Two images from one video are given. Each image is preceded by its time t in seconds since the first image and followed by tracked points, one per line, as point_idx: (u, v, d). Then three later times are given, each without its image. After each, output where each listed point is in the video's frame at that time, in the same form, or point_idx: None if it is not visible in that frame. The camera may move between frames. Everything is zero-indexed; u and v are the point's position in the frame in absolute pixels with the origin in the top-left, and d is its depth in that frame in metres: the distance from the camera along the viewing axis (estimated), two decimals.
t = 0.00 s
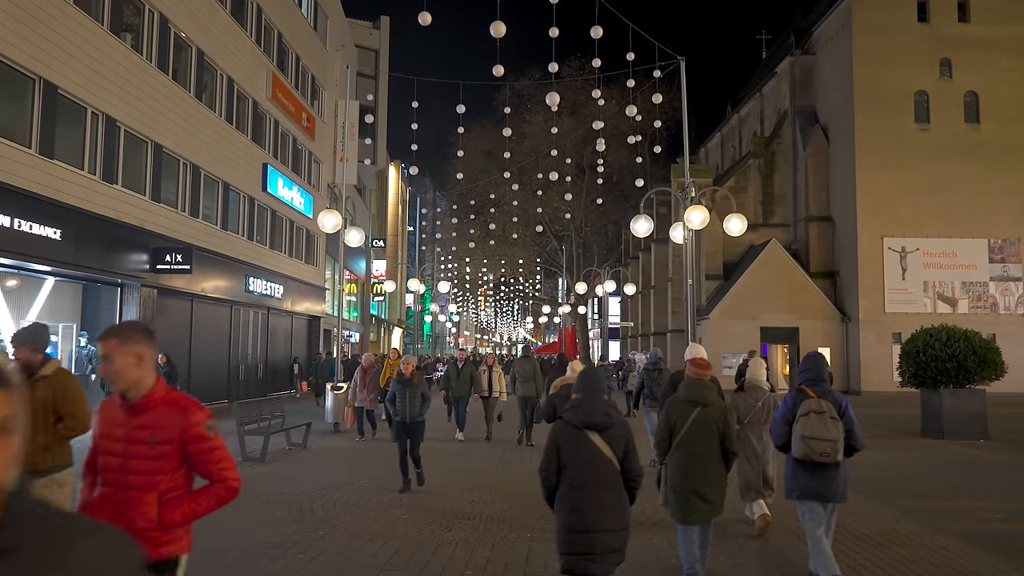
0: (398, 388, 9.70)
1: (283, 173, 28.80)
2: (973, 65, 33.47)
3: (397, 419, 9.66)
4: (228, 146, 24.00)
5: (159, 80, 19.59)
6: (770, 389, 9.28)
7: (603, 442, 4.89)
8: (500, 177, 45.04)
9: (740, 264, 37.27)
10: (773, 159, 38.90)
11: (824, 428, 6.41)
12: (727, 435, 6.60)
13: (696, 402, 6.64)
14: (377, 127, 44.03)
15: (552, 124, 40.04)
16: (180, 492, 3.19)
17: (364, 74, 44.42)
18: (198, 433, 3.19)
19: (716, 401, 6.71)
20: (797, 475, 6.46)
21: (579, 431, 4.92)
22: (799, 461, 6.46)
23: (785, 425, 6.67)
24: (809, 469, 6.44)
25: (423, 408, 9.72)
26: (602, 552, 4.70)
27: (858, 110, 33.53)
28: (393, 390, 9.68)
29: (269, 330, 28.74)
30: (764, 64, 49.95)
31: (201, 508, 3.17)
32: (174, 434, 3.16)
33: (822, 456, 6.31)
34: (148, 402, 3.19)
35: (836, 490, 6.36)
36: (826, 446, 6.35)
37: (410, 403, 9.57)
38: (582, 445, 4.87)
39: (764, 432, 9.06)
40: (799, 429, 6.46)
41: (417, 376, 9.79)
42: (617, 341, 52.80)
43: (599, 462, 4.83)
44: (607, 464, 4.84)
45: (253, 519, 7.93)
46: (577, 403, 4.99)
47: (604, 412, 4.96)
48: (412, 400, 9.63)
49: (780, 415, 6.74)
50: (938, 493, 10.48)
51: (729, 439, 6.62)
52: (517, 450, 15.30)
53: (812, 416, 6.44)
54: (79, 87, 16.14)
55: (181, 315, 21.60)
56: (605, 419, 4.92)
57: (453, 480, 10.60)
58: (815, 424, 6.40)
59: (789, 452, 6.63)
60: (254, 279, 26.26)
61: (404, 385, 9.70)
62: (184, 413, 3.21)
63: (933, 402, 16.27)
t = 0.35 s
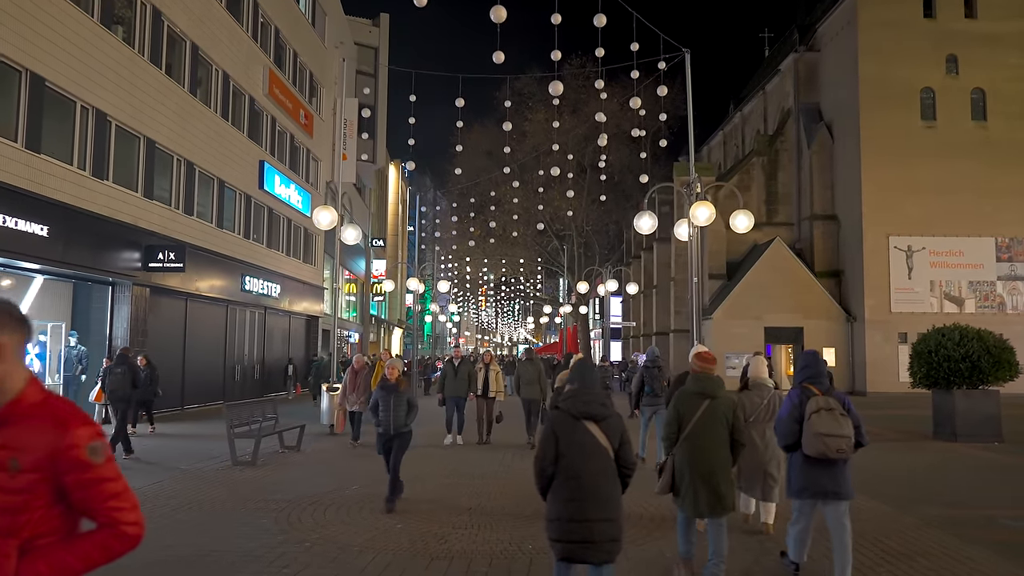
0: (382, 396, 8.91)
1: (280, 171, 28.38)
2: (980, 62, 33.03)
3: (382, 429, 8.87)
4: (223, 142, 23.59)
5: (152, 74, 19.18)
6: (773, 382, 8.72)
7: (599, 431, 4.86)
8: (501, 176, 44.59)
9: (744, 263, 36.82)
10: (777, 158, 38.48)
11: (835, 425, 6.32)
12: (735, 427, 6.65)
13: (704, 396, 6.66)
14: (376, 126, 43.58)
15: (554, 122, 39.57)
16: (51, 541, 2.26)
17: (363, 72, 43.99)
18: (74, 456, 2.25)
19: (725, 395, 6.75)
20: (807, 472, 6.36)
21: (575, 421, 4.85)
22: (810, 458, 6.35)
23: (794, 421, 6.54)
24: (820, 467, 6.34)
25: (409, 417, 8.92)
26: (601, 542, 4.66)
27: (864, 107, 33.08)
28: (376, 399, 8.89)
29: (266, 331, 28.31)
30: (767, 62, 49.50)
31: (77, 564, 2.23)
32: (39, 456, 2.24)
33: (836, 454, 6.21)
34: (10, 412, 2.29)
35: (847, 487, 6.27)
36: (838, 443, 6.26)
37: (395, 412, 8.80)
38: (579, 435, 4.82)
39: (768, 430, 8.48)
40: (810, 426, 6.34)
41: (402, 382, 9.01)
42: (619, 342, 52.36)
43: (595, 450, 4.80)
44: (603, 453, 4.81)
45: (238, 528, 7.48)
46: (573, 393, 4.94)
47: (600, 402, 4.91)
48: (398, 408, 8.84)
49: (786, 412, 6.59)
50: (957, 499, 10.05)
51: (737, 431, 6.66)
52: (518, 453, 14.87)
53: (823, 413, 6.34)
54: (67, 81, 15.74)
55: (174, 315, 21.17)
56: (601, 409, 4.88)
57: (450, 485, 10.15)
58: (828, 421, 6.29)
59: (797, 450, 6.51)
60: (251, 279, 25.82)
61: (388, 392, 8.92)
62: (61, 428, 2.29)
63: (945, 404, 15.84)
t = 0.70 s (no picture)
0: (358, 399, 8.02)
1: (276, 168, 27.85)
2: (988, 58, 32.56)
3: (359, 437, 7.95)
4: (218, 139, 23.12)
5: (143, 68, 18.69)
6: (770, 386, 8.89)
7: (581, 431, 4.86)
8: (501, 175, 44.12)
9: (747, 263, 36.37)
10: (781, 156, 38.02)
11: (833, 426, 6.29)
12: (733, 428, 6.52)
13: (701, 400, 6.46)
14: (375, 124, 43.10)
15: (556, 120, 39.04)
16: None
17: (362, 71, 43.52)
18: None
19: (722, 399, 6.54)
20: (804, 474, 6.32)
21: (556, 422, 4.87)
22: (807, 459, 6.32)
23: (791, 424, 6.44)
24: (817, 468, 6.32)
25: (390, 423, 8.00)
26: (584, 541, 4.69)
27: (870, 104, 32.56)
28: (353, 403, 8.00)
29: (262, 332, 27.81)
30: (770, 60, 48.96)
31: None
32: None
33: (836, 456, 6.20)
34: None
35: (840, 488, 6.32)
36: (838, 445, 6.24)
37: (372, 418, 7.88)
38: (561, 436, 4.83)
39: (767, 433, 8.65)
40: (809, 428, 6.28)
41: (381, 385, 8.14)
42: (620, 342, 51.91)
43: (577, 451, 4.80)
44: (586, 453, 4.82)
45: (219, 544, 7.01)
46: (553, 396, 4.94)
47: (581, 400, 4.92)
48: (377, 413, 7.94)
49: (782, 414, 6.50)
50: (977, 509, 9.59)
51: (736, 435, 6.51)
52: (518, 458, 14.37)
53: (821, 415, 6.29)
54: (52, 74, 15.22)
55: (167, 316, 20.66)
56: (582, 409, 4.88)
57: (447, 495, 9.67)
58: (827, 423, 6.24)
59: (794, 450, 6.44)
60: (247, 278, 25.34)
61: (366, 394, 8.04)
62: None
63: (959, 407, 15.37)
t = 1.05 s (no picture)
0: (326, 405, 6.96)
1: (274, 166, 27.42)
2: (996, 54, 32.12)
3: (327, 448, 6.89)
4: (215, 136, 22.74)
5: (137, 61, 18.28)
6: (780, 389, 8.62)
7: (584, 439, 4.74)
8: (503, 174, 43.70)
9: (752, 262, 35.97)
10: (785, 154, 37.62)
11: (834, 431, 6.13)
12: (740, 435, 6.29)
13: (709, 404, 6.34)
14: (375, 123, 42.69)
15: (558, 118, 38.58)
16: None
17: (363, 69, 43.10)
18: None
19: (730, 403, 6.42)
20: (801, 477, 6.24)
21: (559, 428, 4.76)
22: (806, 462, 6.20)
23: (792, 427, 6.30)
24: (816, 471, 6.23)
25: (363, 432, 6.91)
26: (579, 548, 4.65)
27: (876, 101, 32.11)
28: (319, 410, 6.93)
29: (261, 332, 27.39)
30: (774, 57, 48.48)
31: None
32: None
33: (835, 461, 6.05)
34: None
35: (839, 492, 6.24)
36: (838, 450, 6.08)
37: (341, 427, 6.81)
38: (563, 441, 4.73)
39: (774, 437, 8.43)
40: (810, 433, 6.13)
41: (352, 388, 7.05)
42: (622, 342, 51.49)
43: (578, 458, 4.70)
44: (587, 461, 4.71)
45: (203, 554, 6.61)
46: (559, 401, 4.79)
47: (586, 409, 4.76)
48: (348, 421, 6.87)
49: (782, 416, 6.37)
50: (999, 516, 9.17)
51: (742, 441, 6.31)
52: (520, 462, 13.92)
53: (823, 419, 6.13)
54: (41, 64, 14.78)
55: (162, 314, 20.22)
56: (586, 417, 4.74)
57: (446, 502, 9.25)
58: (829, 427, 6.07)
59: (793, 453, 6.33)
60: (244, 277, 24.92)
61: (335, 398, 6.98)
62: None
63: (972, 409, 14.95)
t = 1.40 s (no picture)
0: (289, 429, 5.97)
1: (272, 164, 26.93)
2: (1004, 51, 31.63)
3: (290, 479, 5.92)
4: (211, 134, 22.30)
5: (131, 57, 17.86)
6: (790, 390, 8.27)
7: (593, 446, 4.59)
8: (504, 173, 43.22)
9: (757, 263, 35.50)
10: (790, 152, 37.18)
11: (843, 436, 5.97)
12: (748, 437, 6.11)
13: (718, 404, 6.11)
14: (375, 122, 42.21)
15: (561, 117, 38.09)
16: None
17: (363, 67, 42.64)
18: None
19: (739, 404, 6.19)
20: (809, 482, 6.03)
21: (569, 436, 4.58)
22: (814, 467, 6.01)
23: (800, 430, 6.11)
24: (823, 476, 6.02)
25: (333, 461, 5.95)
26: (595, 556, 4.41)
27: (883, 99, 31.61)
28: (281, 433, 5.95)
29: (258, 333, 26.94)
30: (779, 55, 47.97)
31: None
32: None
33: (844, 465, 5.87)
34: None
35: (849, 498, 6.01)
36: (847, 455, 5.91)
37: (306, 455, 5.84)
38: (574, 449, 4.54)
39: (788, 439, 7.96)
40: (818, 436, 5.95)
41: (321, 407, 6.04)
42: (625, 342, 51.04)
43: (592, 464, 4.52)
44: (598, 468, 4.54)
45: None
46: (568, 408, 4.65)
47: (596, 416, 4.66)
48: (314, 448, 5.89)
49: (790, 419, 6.18)
50: None
51: (751, 442, 6.13)
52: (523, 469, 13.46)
53: (833, 423, 5.96)
54: (29, 60, 14.32)
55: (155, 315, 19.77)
56: (596, 424, 4.62)
57: (447, 517, 8.78)
58: (837, 432, 5.92)
59: (801, 456, 6.13)
60: (241, 277, 24.47)
61: (299, 421, 5.97)
62: None
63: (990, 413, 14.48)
